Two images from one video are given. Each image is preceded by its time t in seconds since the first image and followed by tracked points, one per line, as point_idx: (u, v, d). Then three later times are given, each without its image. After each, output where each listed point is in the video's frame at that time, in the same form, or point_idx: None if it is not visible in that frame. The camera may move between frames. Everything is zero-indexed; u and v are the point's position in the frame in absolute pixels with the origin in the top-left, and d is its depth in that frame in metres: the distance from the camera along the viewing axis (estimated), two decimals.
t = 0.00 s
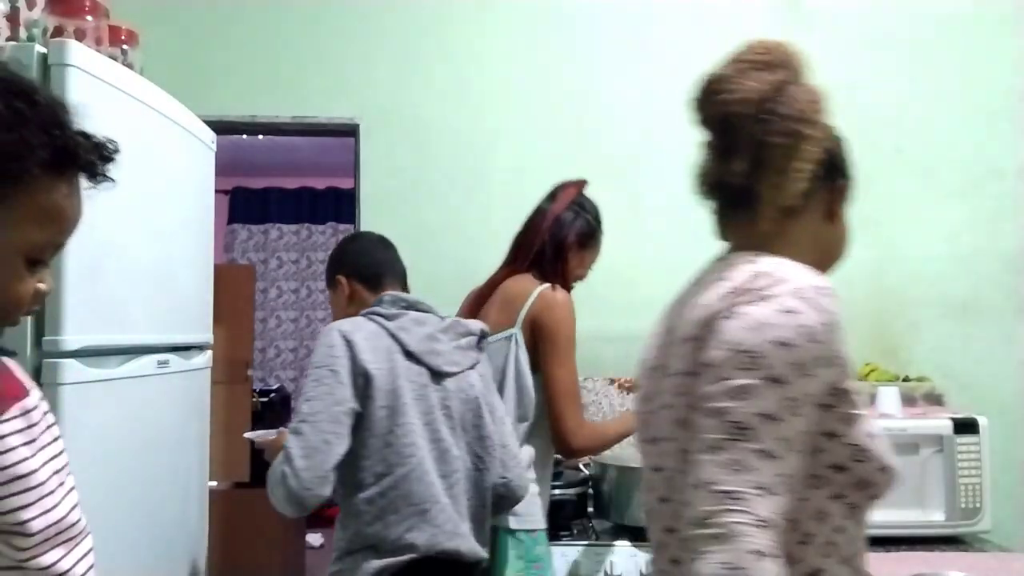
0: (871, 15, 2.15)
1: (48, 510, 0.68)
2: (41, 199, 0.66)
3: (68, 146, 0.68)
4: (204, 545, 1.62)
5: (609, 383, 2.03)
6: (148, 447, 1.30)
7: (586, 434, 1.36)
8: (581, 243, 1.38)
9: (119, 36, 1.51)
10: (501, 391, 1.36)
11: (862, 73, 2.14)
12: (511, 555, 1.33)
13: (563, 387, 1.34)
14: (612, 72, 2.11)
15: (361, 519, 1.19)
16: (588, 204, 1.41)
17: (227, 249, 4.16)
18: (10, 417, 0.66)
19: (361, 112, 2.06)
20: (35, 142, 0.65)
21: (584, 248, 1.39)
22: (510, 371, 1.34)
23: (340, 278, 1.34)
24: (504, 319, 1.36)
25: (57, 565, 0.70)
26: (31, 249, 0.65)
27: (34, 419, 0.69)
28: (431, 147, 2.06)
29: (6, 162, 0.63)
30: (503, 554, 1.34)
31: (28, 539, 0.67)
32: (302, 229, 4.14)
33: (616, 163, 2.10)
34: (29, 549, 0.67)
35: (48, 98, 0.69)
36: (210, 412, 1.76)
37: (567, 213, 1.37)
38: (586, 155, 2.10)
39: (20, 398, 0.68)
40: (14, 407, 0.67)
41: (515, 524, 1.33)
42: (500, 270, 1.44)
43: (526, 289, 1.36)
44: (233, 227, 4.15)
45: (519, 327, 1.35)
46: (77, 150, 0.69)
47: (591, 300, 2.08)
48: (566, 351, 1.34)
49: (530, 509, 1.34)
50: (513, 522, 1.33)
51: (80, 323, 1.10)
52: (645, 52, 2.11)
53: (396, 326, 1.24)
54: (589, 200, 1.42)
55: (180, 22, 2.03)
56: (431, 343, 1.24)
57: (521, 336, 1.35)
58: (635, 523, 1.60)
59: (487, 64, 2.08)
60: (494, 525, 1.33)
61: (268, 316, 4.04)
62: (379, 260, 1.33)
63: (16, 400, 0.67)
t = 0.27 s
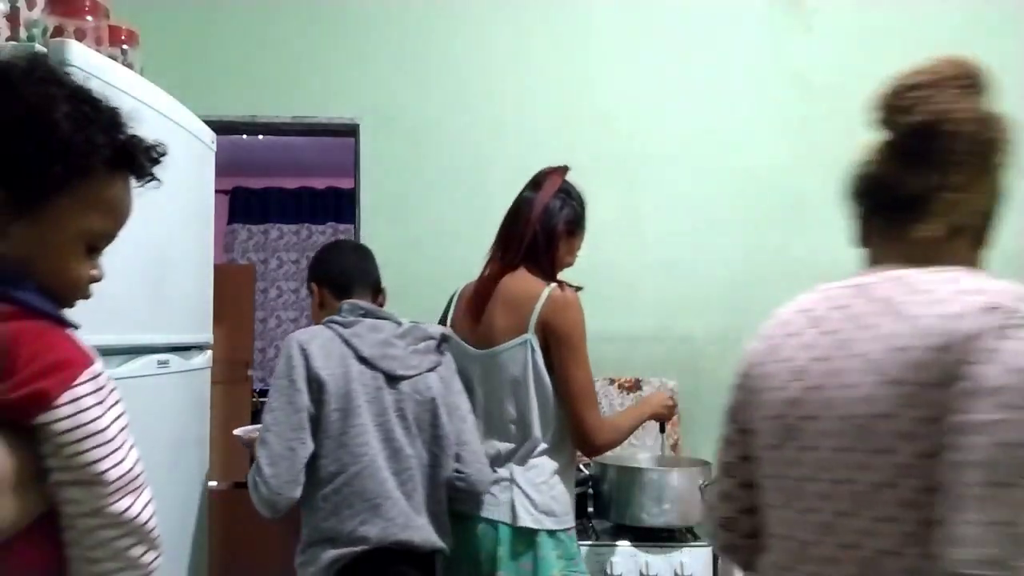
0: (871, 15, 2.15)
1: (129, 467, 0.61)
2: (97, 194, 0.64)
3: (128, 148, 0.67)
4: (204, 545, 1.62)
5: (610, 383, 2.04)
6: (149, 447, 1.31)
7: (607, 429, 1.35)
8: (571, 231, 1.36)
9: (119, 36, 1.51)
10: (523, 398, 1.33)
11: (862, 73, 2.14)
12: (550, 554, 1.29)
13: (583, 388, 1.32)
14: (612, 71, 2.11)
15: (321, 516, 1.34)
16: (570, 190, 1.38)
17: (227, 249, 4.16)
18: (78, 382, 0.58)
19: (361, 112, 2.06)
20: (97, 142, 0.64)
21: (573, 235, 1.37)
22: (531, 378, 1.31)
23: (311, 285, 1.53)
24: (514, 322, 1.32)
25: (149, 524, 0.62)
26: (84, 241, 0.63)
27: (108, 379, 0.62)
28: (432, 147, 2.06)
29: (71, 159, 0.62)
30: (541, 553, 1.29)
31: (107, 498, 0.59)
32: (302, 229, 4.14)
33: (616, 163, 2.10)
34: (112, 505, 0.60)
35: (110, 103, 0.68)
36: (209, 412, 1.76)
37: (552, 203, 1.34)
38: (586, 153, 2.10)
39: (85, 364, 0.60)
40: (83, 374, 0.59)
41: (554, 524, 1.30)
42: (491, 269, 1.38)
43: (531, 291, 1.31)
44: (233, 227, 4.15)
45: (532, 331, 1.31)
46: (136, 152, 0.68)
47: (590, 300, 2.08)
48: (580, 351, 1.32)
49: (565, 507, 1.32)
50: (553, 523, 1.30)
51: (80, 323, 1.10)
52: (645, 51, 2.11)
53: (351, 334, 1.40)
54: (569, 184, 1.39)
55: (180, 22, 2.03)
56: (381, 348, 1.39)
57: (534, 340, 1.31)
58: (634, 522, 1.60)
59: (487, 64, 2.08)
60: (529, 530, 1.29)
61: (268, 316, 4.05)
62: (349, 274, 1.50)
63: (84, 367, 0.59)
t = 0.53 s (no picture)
0: (871, 16, 2.15)
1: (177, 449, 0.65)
2: (156, 220, 0.66)
3: (184, 174, 0.68)
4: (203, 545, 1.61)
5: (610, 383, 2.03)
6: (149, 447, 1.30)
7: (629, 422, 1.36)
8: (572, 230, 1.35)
9: (119, 36, 1.50)
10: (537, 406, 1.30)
11: (863, 74, 2.14)
12: (577, 558, 1.31)
13: (602, 384, 1.32)
14: (613, 71, 2.11)
15: (290, 489, 1.49)
16: (570, 188, 1.37)
17: (226, 249, 4.16)
18: (139, 377, 0.62)
19: (361, 112, 2.05)
20: (158, 172, 0.66)
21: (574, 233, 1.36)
22: (544, 384, 1.29)
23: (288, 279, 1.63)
24: (526, 328, 1.28)
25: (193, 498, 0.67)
26: (143, 259, 0.66)
27: (155, 374, 0.65)
28: (432, 148, 2.06)
29: (135, 184, 0.64)
30: (569, 558, 1.30)
31: (163, 478, 0.64)
32: (302, 229, 4.14)
33: (617, 163, 2.10)
34: (165, 484, 0.64)
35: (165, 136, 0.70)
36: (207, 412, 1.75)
37: (555, 201, 1.33)
38: (586, 153, 2.10)
39: (132, 371, 0.62)
40: (139, 372, 0.62)
41: (580, 527, 1.31)
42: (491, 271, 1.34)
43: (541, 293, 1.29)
44: (233, 227, 4.15)
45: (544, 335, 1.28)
46: (191, 180, 0.70)
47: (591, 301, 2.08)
48: (594, 349, 1.31)
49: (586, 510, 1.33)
50: (579, 527, 1.31)
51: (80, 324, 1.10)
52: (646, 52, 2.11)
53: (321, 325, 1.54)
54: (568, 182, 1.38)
55: (180, 22, 2.02)
56: (345, 338, 1.54)
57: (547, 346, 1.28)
58: (635, 522, 1.60)
59: (488, 64, 2.08)
60: (556, 536, 1.29)
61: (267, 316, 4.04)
62: (320, 270, 1.59)
63: (140, 366, 0.63)
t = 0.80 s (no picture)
0: (872, 17, 2.15)
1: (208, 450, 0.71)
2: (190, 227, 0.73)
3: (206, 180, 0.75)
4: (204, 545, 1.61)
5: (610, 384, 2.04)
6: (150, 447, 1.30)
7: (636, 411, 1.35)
8: (573, 232, 1.32)
9: (119, 36, 1.50)
10: (535, 411, 1.25)
11: (864, 74, 2.14)
12: (580, 561, 1.27)
13: (605, 378, 1.30)
14: (614, 72, 2.11)
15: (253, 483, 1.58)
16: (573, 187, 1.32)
17: (226, 249, 4.15)
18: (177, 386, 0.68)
19: (361, 112, 2.05)
20: (187, 180, 0.71)
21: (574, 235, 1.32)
22: (541, 387, 1.25)
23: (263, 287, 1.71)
24: (526, 337, 1.25)
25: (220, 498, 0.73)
26: (180, 265, 0.72)
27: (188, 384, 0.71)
28: (432, 148, 2.06)
29: (172, 200, 0.70)
30: (572, 560, 1.26)
31: (197, 479, 0.70)
32: (302, 229, 4.14)
33: (617, 164, 2.10)
34: (198, 483, 0.70)
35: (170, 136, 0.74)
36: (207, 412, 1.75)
37: (556, 202, 1.29)
38: (586, 154, 2.10)
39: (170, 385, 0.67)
40: (177, 384, 0.68)
41: (583, 530, 1.27)
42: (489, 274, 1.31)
43: (537, 296, 1.25)
44: (233, 227, 4.15)
45: (543, 345, 1.25)
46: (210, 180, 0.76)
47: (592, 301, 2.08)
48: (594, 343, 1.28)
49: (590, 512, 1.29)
50: (583, 530, 1.27)
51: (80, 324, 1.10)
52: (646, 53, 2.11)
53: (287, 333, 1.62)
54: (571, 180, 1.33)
55: (180, 22, 2.02)
56: (312, 346, 1.61)
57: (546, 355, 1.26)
58: (635, 522, 1.60)
59: (488, 64, 2.08)
60: (559, 539, 1.25)
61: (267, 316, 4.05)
62: (296, 278, 1.66)
63: (177, 377, 0.69)
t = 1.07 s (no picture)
0: (871, 17, 2.15)
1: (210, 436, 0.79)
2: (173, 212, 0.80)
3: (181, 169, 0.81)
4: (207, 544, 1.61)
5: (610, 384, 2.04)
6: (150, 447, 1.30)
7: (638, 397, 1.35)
8: (566, 232, 1.30)
9: (119, 36, 1.50)
10: (524, 407, 1.25)
11: (863, 74, 2.14)
12: (570, 560, 1.26)
13: (602, 368, 1.29)
14: (613, 72, 2.11)
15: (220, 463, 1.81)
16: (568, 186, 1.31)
17: (226, 249, 4.15)
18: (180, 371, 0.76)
19: (361, 112, 2.05)
20: (170, 167, 0.79)
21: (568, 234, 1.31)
22: (530, 383, 1.24)
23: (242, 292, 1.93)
24: (516, 335, 1.25)
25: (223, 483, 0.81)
26: (166, 248, 0.79)
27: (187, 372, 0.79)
28: (432, 148, 2.06)
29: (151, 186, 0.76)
30: (561, 559, 1.25)
31: (204, 464, 0.78)
32: (302, 229, 4.15)
33: (616, 164, 2.10)
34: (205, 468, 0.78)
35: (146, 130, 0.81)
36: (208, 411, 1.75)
37: (551, 199, 1.27)
38: (585, 154, 2.10)
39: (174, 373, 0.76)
40: (179, 368, 0.76)
41: (574, 528, 1.26)
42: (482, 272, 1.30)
43: (528, 293, 1.25)
44: (233, 227, 4.15)
45: (534, 343, 1.25)
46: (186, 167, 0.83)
47: (591, 301, 2.08)
48: (589, 339, 1.27)
49: (582, 511, 1.28)
50: (574, 528, 1.26)
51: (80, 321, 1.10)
52: (646, 53, 2.11)
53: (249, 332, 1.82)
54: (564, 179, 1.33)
55: (180, 23, 2.02)
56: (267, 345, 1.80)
57: (536, 352, 1.25)
58: (635, 522, 1.60)
59: (487, 65, 2.08)
60: (549, 538, 1.24)
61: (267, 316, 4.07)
62: (265, 281, 1.88)
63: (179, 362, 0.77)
